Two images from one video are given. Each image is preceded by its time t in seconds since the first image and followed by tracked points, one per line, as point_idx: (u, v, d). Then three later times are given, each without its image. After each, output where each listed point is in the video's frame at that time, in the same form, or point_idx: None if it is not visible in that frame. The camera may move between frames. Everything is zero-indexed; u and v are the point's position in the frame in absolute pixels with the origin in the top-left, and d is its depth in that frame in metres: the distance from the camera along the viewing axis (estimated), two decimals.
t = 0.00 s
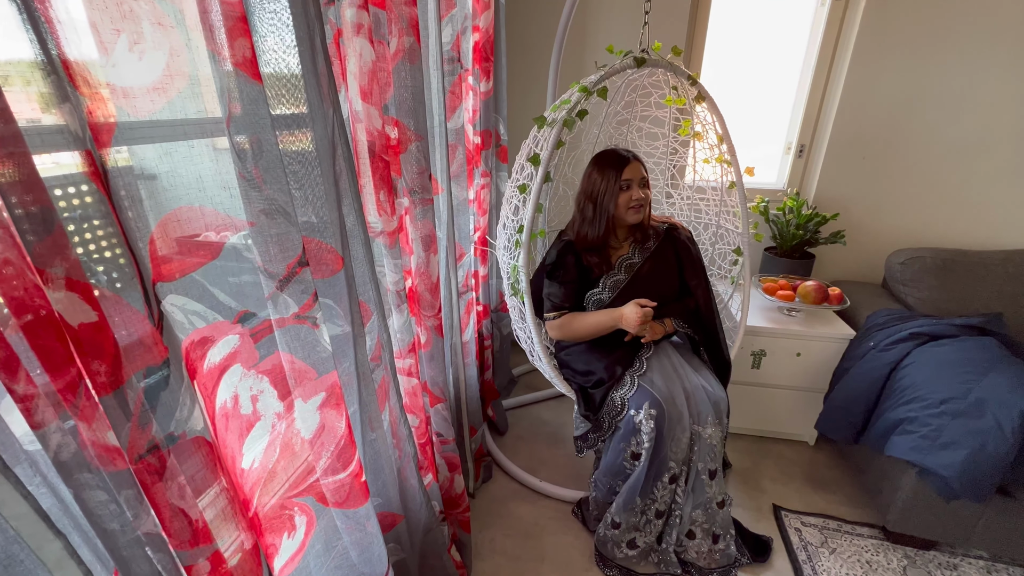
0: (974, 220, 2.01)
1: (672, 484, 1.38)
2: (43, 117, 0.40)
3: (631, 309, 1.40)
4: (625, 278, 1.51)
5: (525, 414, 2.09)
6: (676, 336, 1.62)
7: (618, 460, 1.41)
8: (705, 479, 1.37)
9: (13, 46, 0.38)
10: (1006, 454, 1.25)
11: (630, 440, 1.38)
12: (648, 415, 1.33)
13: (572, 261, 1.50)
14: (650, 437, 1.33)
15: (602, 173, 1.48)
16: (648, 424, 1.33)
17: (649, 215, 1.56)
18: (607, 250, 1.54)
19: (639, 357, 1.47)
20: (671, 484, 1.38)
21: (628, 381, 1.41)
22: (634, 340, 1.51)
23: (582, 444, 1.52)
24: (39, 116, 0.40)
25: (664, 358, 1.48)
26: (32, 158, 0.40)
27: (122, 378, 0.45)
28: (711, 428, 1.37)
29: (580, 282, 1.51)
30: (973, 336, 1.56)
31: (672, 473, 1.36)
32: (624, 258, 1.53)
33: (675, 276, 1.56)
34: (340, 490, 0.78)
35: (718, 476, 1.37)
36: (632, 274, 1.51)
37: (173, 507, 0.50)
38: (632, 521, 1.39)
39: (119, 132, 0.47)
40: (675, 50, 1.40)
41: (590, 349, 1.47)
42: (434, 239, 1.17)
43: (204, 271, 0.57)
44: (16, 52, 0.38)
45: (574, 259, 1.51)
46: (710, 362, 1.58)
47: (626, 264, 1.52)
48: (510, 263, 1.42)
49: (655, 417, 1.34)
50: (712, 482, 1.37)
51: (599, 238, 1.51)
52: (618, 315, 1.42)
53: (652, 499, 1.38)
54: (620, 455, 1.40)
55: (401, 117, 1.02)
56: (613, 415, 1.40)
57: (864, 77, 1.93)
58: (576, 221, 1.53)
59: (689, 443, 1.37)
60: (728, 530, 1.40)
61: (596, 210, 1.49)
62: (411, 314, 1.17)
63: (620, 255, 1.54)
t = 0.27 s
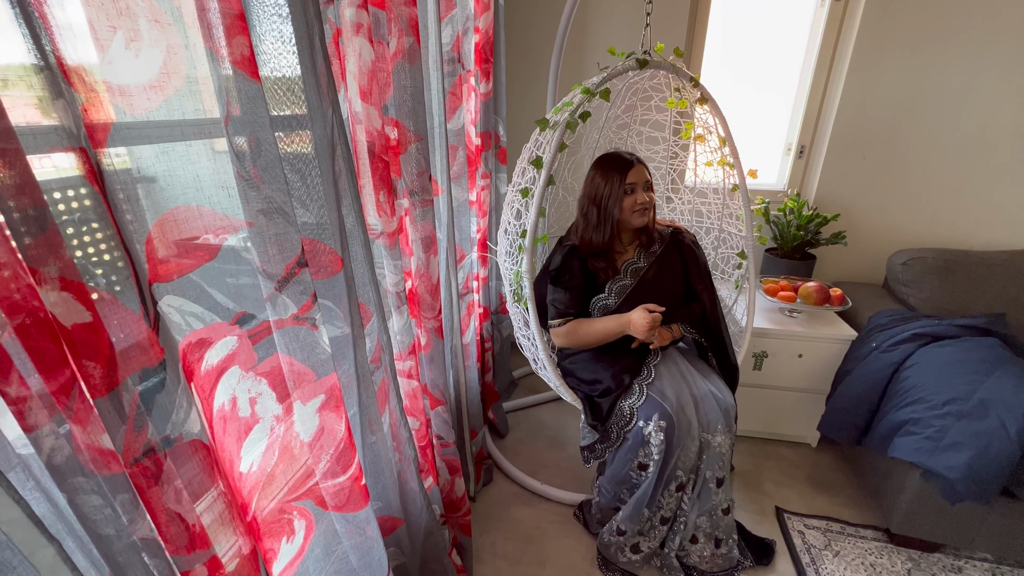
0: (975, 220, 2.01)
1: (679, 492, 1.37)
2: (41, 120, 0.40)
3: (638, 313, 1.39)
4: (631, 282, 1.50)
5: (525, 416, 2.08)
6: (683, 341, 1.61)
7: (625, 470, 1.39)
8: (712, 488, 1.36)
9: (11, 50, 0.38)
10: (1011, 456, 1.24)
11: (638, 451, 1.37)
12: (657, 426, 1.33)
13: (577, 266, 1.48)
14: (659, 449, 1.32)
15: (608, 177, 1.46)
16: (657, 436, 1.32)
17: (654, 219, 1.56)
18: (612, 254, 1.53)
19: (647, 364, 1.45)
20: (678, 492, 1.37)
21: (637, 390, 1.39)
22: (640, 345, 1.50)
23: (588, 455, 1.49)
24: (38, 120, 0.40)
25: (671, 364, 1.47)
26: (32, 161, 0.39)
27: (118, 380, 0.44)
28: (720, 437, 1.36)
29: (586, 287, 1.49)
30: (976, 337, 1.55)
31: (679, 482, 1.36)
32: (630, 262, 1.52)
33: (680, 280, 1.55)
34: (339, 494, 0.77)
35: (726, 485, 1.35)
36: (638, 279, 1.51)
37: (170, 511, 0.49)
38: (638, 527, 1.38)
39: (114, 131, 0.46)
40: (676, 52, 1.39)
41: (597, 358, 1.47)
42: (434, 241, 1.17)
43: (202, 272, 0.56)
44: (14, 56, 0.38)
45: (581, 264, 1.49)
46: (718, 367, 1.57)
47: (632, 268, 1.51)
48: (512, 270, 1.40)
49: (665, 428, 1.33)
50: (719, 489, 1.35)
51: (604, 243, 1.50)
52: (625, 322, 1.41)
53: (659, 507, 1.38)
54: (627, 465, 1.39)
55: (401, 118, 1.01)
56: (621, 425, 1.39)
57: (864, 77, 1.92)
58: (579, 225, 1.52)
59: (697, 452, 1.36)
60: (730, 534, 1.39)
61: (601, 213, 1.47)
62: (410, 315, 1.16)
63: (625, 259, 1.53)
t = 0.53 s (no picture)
0: (978, 220, 2.00)
1: (682, 495, 1.36)
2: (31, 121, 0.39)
3: (639, 314, 1.37)
4: (631, 284, 1.49)
5: (526, 420, 2.06)
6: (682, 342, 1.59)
7: (627, 474, 1.38)
8: (715, 490, 1.35)
9: None
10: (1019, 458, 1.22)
11: (640, 454, 1.35)
12: (660, 429, 1.31)
13: (575, 267, 1.45)
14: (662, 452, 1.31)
15: (608, 177, 1.45)
16: (660, 438, 1.31)
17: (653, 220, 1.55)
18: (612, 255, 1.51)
19: (648, 366, 1.43)
20: (681, 495, 1.36)
21: (638, 393, 1.38)
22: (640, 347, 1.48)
23: (588, 459, 1.46)
24: (27, 120, 0.39)
25: (672, 367, 1.45)
26: (24, 164, 0.39)
27: (107, 382, 0.43)
28: (722, 438, 1.35)
29: (586, 289, 1.46)
30: (981, 338, 1.54)
31: (682, 485, 1.35)
32: (629, 263, 1.50)
33: (679, 280, 1.54)
34: (338, 499, 0.76)
35: (728, 486, 1.35)
36: (638, 280, 1.50)
37: (162, 519, 0.48)
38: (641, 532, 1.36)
39: (106, 129, 0.45)
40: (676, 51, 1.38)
41: (595, 360, 1.45)
42: (434, 242, 1.16)
43: (196, 273, 0.55)
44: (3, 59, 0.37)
45: (580, 266, 1.46)
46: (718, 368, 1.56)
47: (631, 270, 1.50)
48: (511, 272, 1.39)
49: (668, 431, 1.31)
50: (722, 492, 1.35)
51: (603, 245, 1.48)
52: (626, 322, 1.40)
53: (661, 511, 1.36)
54: (629, 469, 1.37)
55: (400, 118, 1.00)
56: (623, 429, 1.37)
57: (866, 78, 1.91)
58: (577, 226, 1.51)
59: (700, 454, 1.34)
60: (734, 538, 1.38)
61: (602, 214, 1.46)
62: (410, 318, 1.14)
63: (624, 261, 1.51)
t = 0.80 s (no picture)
0: (978, 219, 1.99)
1: (679, 493, 1.33)
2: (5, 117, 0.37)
3: (632, 314, 1.35)
4: (623, 283, 1.47)
5: (525, 422, 2.04)
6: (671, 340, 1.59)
7: (622, 471, 1.35)
8: (712, 486, 1.33)
9: None
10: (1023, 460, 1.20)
11: (634, 450, 1.33)
12: (652, 422, 1.29)
13: (568, 267, 1.43)
14: (656, 445, 1.29)
15: (600, 176, 1.43)
16: (653, 431, 1.29)
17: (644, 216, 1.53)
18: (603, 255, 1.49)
19: (639, 364, 1.43)
20: (677, 493, 1.33)
21: (630, 388, 1.37)
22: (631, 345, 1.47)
23: (582, 457, 1.46)
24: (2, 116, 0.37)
25: (663, 364, 1.44)
26: None
27: (86, 386, 0.41)
28: (715, 433, 1.34)
29: (578, 289, 1.45)
30: (982, 338, 1.52)
31: (678, 482, 1.32)
32: (620, 263, 1.48)
33: (671, 279, 1.53)
34: (332, 506, 0.74)
35: (724, 482, 1.34)
36: (629, 279, 1.47)
37: (144, 529, 0.46)
38: (639, 533, 1.33)
39: (85, 126, 0.43)
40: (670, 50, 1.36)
41: (587, 356, 1.44)
42: (431, 242, 1.14)
43: (183, 273, 0.52)
44: None
45: (572, 266, 1.44)
46: (707, 365, 1.55)
47: (623, 269, 1.48)
48: (504, 268, 1.39)
49: (660, 424, 1.30)
50: (719, 489, 1.33)
51: (595, 244, 1.46)
52: (619, 321, 1.38)
53: (659, 510, 1.33)
54: (624, 466, 1.35)
55: (396, 115, 0.99)
56: (616, 424, 1.36)
57: (865, 77, 1.91)
58: (569, 224, 1.49)
59: (693, 449, 1.33)
60: (738, 540, 1.36)
61: (595, 213, 1.44)
62: (407, 319, 1.12)
63: (616, 259, 1.49)
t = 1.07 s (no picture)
0: (981, 220, 1.97)
1: (674, 490, 1.31)
2: None
3: (621, 312, 1.34)
4: (613, 281, 1.46)
5: (526, 427, 2.02)
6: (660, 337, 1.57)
7: (616, 466, 1.33)
8: (705, 482, 1.31)
9: None
10: None
11: (625, 443, 1.31)
12: (641, 413, 1.27)
13: (559, 265, 1.42)
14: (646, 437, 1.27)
15: (589, 175, 1.42)
16: (643, 423, 1.27)
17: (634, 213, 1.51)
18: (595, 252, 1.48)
19: (629, 359, 1.41)
20: (673, 490, 1.30)
21: (620, 381, 1.35)
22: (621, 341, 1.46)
23: (574, 453, 1.44)
24: None
25: (653, 360, 1.43)
26: None
27: (72, 390, 0.40)
28: (704, 427, 1.33)
29: (568, 286, 1.44)
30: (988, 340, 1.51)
31: (672, 478, 1.30)
32: (612, 261, 1.47)
33: (661, 276, 1.52)
34: (329, 513, 0.72)
35: (719, 479, 1.32)
36: (620, 277, 1.46)
37: (132, 540, 0.44)
38: (637, 535, 1.30)
39: (73, 124, 0.42)
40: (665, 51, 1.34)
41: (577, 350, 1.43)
42: (430, 244, 1.12)
43: (173, 274, 0.51)
44: None
45: (564, 263, 1.43)
46: (696, 362, 1.53)
47: (614, 267, 1.46)
48: (497, 266, 1.37)
49: (649, 415, 1.28)
50: (714, 486, 1.32)
51: (587, 243, 1.45)
52: (608, 318, 1.36)
53: (656, 509, 1.30)
54: (617, 461, 1.33)
55: (394, 116, 0.97)
56: (606, 418, 1.34)
57: (866, 78, 1.90)
58: (561, 222, 1.47)
59: (685, 444, 1.31)
60: (743, 542, 1.33)
61: (585, 212, 1.43)
62: (406, 322, 1.11)
63: (607, 258, 1.48)
